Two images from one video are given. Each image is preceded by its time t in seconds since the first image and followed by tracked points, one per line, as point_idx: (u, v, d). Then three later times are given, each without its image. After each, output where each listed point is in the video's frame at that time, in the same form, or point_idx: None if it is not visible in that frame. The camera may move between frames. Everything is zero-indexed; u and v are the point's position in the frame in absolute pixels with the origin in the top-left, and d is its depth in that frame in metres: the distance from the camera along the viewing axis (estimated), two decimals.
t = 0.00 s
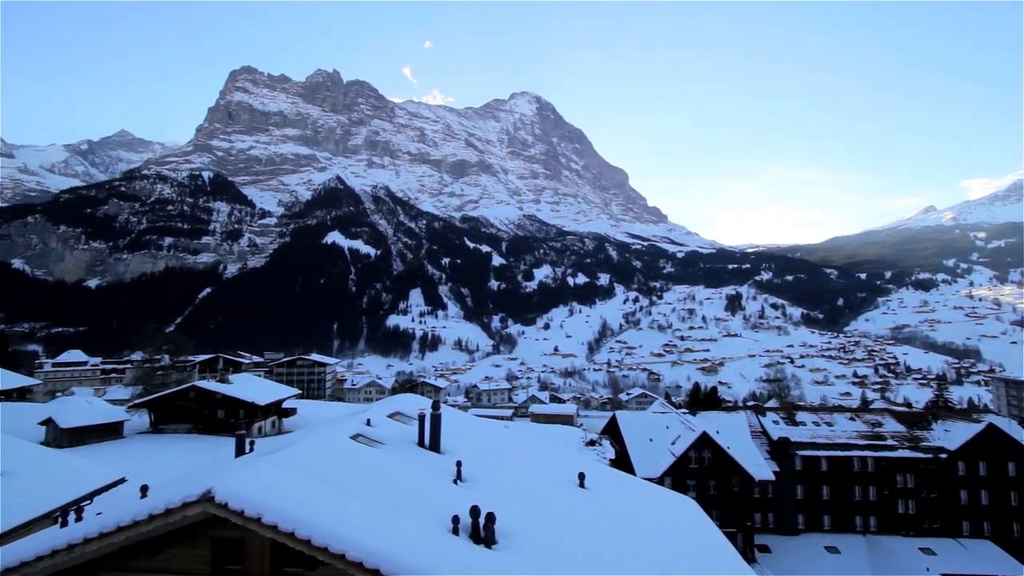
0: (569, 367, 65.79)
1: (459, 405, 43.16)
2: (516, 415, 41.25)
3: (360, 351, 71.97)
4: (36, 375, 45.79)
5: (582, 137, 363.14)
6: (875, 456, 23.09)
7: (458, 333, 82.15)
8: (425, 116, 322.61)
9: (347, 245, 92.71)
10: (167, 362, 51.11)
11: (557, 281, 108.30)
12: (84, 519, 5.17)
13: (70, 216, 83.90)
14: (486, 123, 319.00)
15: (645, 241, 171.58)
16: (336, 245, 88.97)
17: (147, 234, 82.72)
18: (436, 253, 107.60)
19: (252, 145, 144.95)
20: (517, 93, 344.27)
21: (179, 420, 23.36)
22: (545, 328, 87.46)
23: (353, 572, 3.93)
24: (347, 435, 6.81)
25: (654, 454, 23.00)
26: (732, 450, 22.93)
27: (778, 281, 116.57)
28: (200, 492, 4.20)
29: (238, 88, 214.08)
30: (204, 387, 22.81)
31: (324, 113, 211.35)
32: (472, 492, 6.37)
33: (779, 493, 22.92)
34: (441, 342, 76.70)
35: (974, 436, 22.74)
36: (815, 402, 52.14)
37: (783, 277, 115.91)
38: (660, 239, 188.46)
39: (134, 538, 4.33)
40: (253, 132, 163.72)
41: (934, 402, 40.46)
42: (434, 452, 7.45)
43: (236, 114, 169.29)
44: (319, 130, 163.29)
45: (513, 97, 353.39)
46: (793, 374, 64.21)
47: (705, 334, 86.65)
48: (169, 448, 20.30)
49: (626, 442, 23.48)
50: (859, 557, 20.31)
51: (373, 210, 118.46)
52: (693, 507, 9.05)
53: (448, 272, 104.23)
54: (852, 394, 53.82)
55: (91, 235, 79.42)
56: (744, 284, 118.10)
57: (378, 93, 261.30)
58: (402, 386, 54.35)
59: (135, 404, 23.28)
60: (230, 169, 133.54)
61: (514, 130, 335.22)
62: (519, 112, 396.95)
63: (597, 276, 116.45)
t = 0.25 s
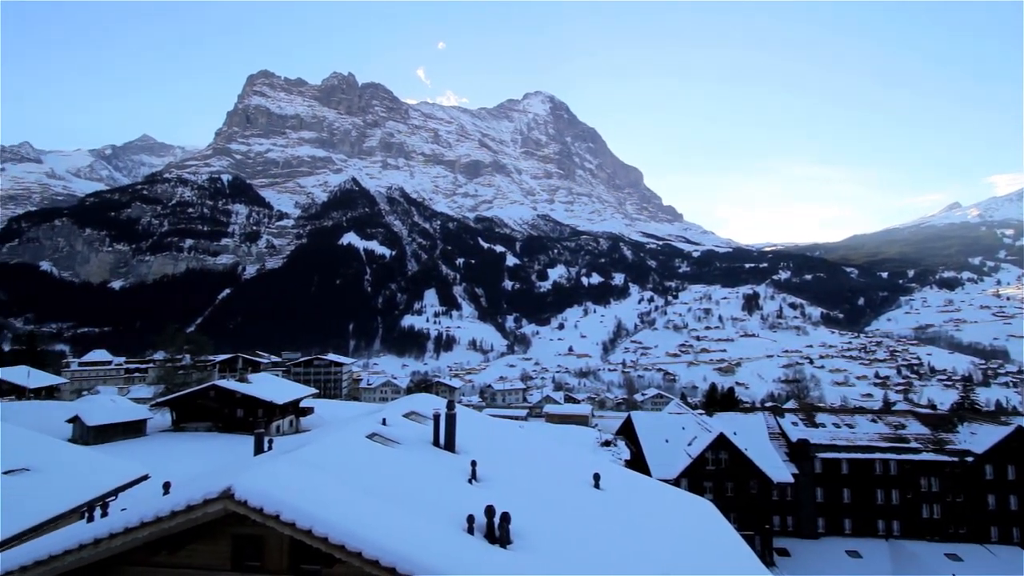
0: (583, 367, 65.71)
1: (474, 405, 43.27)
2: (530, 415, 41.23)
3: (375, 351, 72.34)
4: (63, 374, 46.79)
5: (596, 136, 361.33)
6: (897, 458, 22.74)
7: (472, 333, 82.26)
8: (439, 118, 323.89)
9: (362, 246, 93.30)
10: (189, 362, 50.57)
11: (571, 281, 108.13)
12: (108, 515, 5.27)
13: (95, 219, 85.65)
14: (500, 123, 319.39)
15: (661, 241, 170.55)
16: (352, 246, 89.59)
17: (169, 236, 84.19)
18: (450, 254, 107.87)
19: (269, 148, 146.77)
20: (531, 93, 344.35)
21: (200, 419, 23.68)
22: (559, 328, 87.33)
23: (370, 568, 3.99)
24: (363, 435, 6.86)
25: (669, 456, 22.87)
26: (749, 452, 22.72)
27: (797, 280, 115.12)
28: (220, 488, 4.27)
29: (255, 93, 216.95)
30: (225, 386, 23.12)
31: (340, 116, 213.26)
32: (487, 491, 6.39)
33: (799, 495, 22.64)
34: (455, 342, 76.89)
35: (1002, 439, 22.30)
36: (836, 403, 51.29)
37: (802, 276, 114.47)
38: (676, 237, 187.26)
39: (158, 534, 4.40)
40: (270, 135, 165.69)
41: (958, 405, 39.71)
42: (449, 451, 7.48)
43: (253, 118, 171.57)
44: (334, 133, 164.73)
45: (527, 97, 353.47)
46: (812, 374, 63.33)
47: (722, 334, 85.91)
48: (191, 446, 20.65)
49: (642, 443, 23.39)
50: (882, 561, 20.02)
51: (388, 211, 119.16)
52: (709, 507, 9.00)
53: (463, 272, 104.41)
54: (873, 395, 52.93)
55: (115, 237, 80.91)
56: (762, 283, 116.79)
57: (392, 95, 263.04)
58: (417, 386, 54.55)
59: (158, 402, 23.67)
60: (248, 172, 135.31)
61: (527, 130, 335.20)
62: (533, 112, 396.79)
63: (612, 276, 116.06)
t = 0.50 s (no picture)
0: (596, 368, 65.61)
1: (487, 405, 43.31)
2: (542, 415, 41.22)
3: (388, 350, 72.63)
4: (84, 373, 47.62)
5: (608, 135, 359.80)
6: (917, 460, 22.40)
7: (484, 332, 82.34)
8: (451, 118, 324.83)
9: (375, 246, 93.81)
10: (206, 362, 52.25)
11: (583, 281, 108.00)
12: (128, 511, 5.36)
13: (115, 221, 86.98)
14: (511, 123, 319.63)
15: (673, 240, 169.70)
16: (365, 247, 90.08)
17: (186, 237, 85.40)
18: (462, 254, 108.03)
19: (284, 151, 148.18)
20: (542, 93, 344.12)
21: (218, 417, 23.98)
22: (571, 328, 87.17)
23: (384, 566, 4.01)
24: (377, 434, 6.91)
25: (683, 456, 22.78)
26: (764, 453, 22.55)
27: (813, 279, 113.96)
28: (237, 486, 4.32)
29: (270, 96, 219.01)
30: (240, 385, 23.40)
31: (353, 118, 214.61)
32: (500, 491, 6.40)
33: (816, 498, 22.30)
34: (468, 342, 77.03)
35: None
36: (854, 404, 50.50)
37: (818, 276, 113.30)
38: (689, 237, 186.19)
39: (177, 531, 4.47)
40: (284, 137, 167.14)
41: (980, 407, 38.85)
42: (462, 451, 7.51)
43: (268, 120, 173.27)
44: (347, 134, 165.85)
45: (538, 97, 353.43)
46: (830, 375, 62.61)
47: (736, 334, 85.29)
48: (208, 444, 20.91)
49: (655, 443, 23.31)
50: (900, 565, 19.72)
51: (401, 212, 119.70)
52: (723, 509, 8.94)
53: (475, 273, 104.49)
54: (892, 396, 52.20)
55: (135, 239, 82.09)
56: (777, 282, 115.74)
57: (404, 96, 264.23)
58: (431, 386, 54.67)
59: (176, 401, 24.01)
60: (263, 174, 136.66)
61: (539, 130, 335.03)
62: (544, 112, 396.43)
63: (624, 276, 115.73)
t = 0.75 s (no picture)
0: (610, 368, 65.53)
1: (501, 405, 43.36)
2: (557, 415, 41.20)
3: (402, 351, 73.05)
4: (108, 372, 48.53)
5: (622, 134, 357.97)
6: (942, 463, 22.01)
7: (498, 332, 82.36)
8: (464, 119, 325.58)
9: (389, 247, 94.27)
10: (225, 360, 53.24)
11: (597, 280, 107.71)
12: (150, 508, 5.45)
13: (137, 223, 88.47)
14: (525, 123, 319.64)
15: (688, 239, 168.52)
16: (380, 248, 90.55)
17: (205, 239, 86.63)
18: (476, 254, 108.09)
19: (300, 153, 149.73)
20: (554, 92, 344.33)
21: (237, 416, 24.35)
22: (586, 328, 86.90)
23: (402, 564, 4.04)
24: (392, 433, 6.94)
25: (700, 458, 22.59)
26: (783, 455, 22.30)
27: (832, 278, 112.53)
28: (255, 484, 4.37)
29: (286, 99, 221.32)
30: (258, 384, 23.69)
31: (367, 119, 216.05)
32: (514, 491, 6.41)
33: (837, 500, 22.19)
34: (482, 342, 77.18)
35: None
36: (875, 406, 49.61)
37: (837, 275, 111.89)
38: (704, 236, 184.96)
39: (197, 527, 4.53)
40: (299, 139, 168.77)
41: (1005, 410, 37.99)
42: (476, 451, 7.53)
43: (284, 123, 175.22)
44: (362, 136, 167.06)
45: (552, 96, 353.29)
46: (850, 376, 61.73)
47: (753, 334, 84.53)
48: (228, 442, 21.18)
49: (671, 444, 23.15)
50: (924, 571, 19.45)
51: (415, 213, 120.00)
52: (741, 511, 8.86)
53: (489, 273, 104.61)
54: (914, 397, 51.29)
55: (156, 241, 83.45)
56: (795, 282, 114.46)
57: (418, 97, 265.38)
58: (445, 385, 54.82)
59: (197, 400, 24.41)
60: (279, 176, 138.06)
61: (552, 130, 334.74)
62: (558, 111, 396.67)
63: (639, 275, 115.22)
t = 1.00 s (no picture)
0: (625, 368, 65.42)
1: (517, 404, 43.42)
2: (572, 415, 41.18)
3: (417, 351, 73.47)
4: (132, 371, 49.48)
5: (637, 133, 355.89)
6: (968, 467, 21.57)
7: (513, 332, 82.39)
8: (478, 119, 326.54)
9: (405, 247, 94.81)
10: (245, 360, 54.02)
11: (612, 280, 107.36)
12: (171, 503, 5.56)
13: (159, 226, 90.07)
14: (539, 123, 319.68)
15: (705, 238, 167.23)
16: (395, 248, 91.11)
17: (225, 241, 87.92)
18: (491, 254, 108.19)
19: (316, 155, 151.32)
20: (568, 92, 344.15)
21: (256, 414, 24.67)
22: (600, 328, 86.68)
23: (419, 563, 4.06)
24: (408, 433, 6.98)
25: (717, 459, 22.43)
26: (802, 457, 22.05)
27: (852, 277, 110.98)
28: (273, 483, 4.43)
29: (303, 101, 223.62)
30: (277, 383, 23.98)
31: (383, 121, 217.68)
32: (529, 491, 6.41)
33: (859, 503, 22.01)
34: (497, 342, 77.31)
35: None
36: (897, 408, 48.65)
37: (858, 274, 110.33)
38: (720, 235, 183.37)
39: (216, 523, 4.60)
40: (316, 141, 170.56)
41: None
42: (491, 451, 7.57)
43: (301, 126, 177.28)
44: (377, 138, 168.41)
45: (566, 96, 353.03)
46: (871, 376, 60.78)
47: (771, 334, 83.68)
48: (247, 440, 21.47)
49: (688, 445, 23.02)
50: None
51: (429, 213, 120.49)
52: (761, 513, 8.76)
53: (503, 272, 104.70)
54: (938, 399, 50.36)
55: (177, 243, 84.88)
56: (814, 281, 113.10)
57: (432, 99, 266.81)
58: (460, 385, 55.04)
59: (217, 398, 24.78)
60: (296, 178, 139.60)
61: (566, 129, 334.43)
62: (572, 110, 396.26)
63: (654, 275, 114.76)
